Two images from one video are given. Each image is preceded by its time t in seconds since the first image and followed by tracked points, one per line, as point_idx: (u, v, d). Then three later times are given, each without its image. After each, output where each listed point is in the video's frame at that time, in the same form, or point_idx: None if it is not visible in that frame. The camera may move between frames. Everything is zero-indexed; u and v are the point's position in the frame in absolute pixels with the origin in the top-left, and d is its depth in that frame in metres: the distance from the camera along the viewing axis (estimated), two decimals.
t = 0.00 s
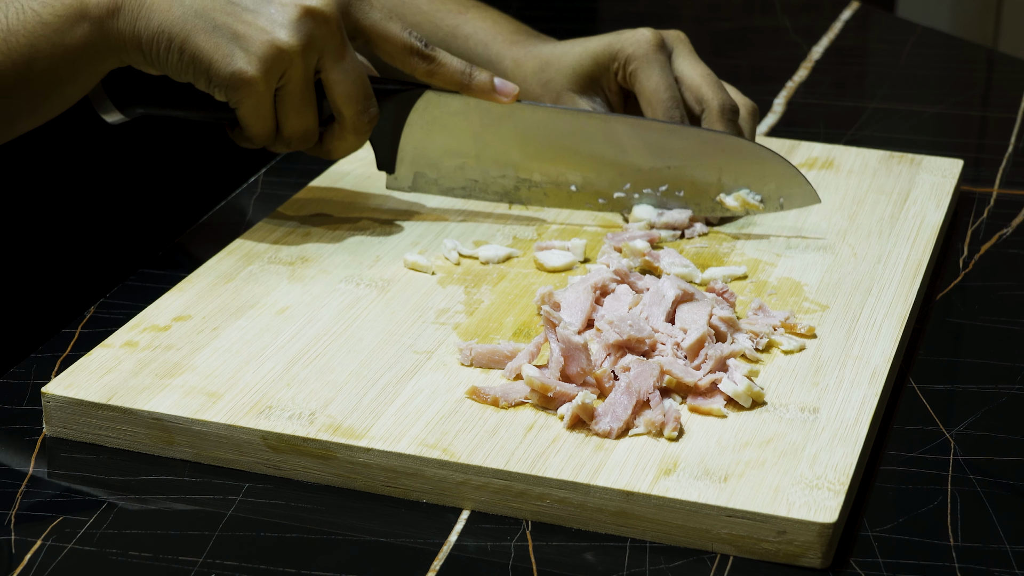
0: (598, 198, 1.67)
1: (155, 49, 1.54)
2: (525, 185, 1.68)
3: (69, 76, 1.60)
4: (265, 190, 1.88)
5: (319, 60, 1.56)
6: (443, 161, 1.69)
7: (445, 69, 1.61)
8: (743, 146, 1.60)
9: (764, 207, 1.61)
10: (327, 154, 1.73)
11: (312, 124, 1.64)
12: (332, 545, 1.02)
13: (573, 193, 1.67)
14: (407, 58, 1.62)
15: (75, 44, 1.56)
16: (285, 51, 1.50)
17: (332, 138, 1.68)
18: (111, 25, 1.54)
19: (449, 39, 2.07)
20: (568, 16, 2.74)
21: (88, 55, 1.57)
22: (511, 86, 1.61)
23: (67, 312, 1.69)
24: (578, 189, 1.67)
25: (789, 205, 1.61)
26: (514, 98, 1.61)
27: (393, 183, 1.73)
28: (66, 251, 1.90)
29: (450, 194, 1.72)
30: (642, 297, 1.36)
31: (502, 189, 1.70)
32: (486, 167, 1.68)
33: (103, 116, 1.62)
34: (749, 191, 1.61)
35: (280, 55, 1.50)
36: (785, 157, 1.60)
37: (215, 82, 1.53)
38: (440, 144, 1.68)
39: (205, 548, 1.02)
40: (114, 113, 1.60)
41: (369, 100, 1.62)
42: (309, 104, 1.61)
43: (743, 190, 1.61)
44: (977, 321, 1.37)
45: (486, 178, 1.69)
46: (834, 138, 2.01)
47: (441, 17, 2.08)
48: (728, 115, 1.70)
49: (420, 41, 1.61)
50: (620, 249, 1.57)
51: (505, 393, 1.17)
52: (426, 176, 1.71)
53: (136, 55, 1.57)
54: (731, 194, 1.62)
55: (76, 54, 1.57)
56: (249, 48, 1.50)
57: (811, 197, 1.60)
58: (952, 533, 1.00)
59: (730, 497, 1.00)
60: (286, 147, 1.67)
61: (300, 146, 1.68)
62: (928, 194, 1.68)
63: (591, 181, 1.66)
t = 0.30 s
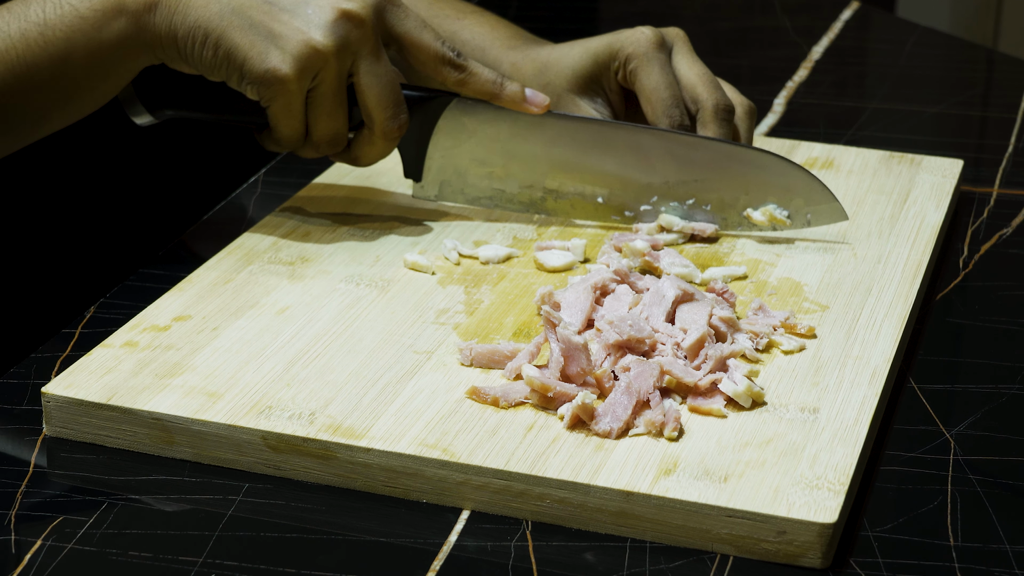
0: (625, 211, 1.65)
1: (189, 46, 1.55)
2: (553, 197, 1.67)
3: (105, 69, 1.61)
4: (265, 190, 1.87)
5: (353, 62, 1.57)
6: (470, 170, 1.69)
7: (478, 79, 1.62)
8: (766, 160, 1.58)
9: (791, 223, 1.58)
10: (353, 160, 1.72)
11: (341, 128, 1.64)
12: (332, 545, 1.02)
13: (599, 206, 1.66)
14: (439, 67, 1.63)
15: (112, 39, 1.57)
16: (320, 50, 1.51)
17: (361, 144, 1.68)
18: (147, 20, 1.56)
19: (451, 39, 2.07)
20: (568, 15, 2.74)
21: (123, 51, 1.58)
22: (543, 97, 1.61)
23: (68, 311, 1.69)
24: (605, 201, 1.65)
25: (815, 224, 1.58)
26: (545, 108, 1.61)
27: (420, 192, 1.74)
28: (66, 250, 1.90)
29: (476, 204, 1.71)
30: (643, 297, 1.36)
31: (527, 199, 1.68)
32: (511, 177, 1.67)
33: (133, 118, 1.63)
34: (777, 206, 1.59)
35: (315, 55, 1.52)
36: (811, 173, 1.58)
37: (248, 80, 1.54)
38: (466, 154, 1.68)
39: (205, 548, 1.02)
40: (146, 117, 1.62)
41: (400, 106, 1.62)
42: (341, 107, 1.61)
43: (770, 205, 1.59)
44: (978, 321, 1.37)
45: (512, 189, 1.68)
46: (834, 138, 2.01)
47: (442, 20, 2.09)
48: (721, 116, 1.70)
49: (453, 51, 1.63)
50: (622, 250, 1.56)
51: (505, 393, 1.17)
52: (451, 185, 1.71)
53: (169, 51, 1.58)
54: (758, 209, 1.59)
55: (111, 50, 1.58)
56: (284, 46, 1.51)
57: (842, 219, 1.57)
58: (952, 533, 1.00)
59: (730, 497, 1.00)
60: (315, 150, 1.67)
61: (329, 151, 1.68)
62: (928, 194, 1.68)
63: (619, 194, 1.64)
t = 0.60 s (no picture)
0: (566, 212, 1.65)
1: (135, 34, 1.52)
2: (493, 198, 1.68)
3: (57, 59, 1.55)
4: (265, 190, 1.88)
5: (302, 61, 1.57)
6: (411, 168, 1.71)
7: (424, 78, 1.60)
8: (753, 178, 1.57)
9: (730, 227, 1.59)
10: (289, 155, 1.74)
11: (284, 125, 1.65)
12: (333, 545, 1.02)
13: (541, 206, 1.66)
14: (384, 67, 1.60)
15: (58, 29, 1.52)
16: (271, 48, 1.51)
17: (299, 141, 1.69)
18: (94, 10, 1.52)
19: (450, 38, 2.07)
20: (568, 15, 2.74)
21: (68, 42, 1.53)
22: (489, 98, 1.60)
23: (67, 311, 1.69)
24: (546, 202, 1.66)
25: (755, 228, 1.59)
26: (491, 109, 1.60)
27: (359, 188, 1.75)
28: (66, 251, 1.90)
29: (416, 202, 1.72)
30: (642, 297, 1.36)
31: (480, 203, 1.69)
32: (454, 177, 1.68)
33: (74, 108, 1.59)
34: (716, 211, 1.60)
35: (266, 52, 1.51)
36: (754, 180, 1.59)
37: (194, 73, 1.52)
38: (410, 152, 1.70)
39: (205, 548, 1.02)
40: (86, 107, 1.59)
41: (343, 106, 1.65)
42: (284, 105, 1.62)
43: (710, 210, 1.60)
44: (978, 321, 1.37)
45: (453, 189, 1.69)
46: (834, 138, 2.01)
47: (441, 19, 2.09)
48: (719, 116, 1.68)
49: (398, 50, 1.60)
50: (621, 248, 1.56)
51: (505, 393, 1.17)
52: (395, 184, 1.72)
53: (117, 39, 1.55)
54: (698, 214, 1.60)
55: (53, 40, 1.52)
56: (234, 41, 1.50)
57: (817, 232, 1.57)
58: (952, 533, 1.00)
59: (730, 497, 1.00)
60: (254, 145, 1.67)
61: (269, 147, 1.68)
62: (928, 194, 1.68)
63: (559, 196, 1.65)
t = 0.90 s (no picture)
0: (592, 214, 1.65)
1: (164, 37, 1.52)
2: (518, 200, 1.67)
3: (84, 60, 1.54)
4: (265, 190, 1.88)
5: (327, 63, 1.55)
6: (435, 171, 1.70)
7: (451, 81, 1.58)
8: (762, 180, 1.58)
9: (757, 230, 1.58)
10: (316, 158, 1.71)
11: (310, 127, 1.63)
12: (333, 545, 1.02)
13: (566, 208, 1.66)
14: (413, 70, 1.58)
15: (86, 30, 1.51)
16: (297, 48, 1.49)
17: (323, 144, 1.67)
18: (122, 12, 1.52)
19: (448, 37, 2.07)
20: (568, 15, 2.74)
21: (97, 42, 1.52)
22: (516, 101, 1.59)
23: (68, 313, 1.69)
24: (571, 205, 1.65)
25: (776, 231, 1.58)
26: (519, 112, 1.59)
27: (386, 191, 1.75)
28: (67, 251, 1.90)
29: (441, 204, 1.72)
30: (643, 297, 1.36)
31: (450, 193, 1.71)
32: (476, 179, 1.67)
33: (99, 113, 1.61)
34: (743, 213, 1.59)
35: (291, 52, 1.49)
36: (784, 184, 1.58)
37: (222, 74, 1.51)
38: (431, 154, 1.69)
39: (205, 547, 1.02)
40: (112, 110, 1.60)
41: (367, 110, 1.62)
42: (311, 107, 1.60)
43: (736, 212, 1.59)
44: (978, 321, 1.37)
45: (480, 190, 1.68)
46: (834, 138, 2.01)
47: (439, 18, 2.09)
48: (715, 114, 1.68)
49: (427, 53, 1.58)
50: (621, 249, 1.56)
51: (505, 393, 1.17)
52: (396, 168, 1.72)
53: (145, 43, 1.55)
54: (725, 216, 1.59)
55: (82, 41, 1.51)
56: (262, 43, 1.48)
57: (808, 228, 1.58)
58: (952, 533, 1.00)
59: (730, 497, 1.00)
60: (280, 147, 1.66)
61: (296, 148, 1.67)
62: (929, 194, 1.68)
63: (585, 198, 1.64)
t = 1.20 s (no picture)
0: (509, 173, 1.51)
1: (32, 19, 1.34)
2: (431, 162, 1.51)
3: None
4: (266, 190, 1.88)
5: (204, 28, 1.35)
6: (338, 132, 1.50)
7: (346, 38, 1.42)
8: (722, 135, 1.50)
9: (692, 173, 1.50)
10: (220, 135, 1.50)
11: (201, 99, 1.41)
12: (332, 545, 1.03)
13: (482, 170, 1.51)
14: (301, 26, 1.41)
15: None
16: (166, 15, 1.30)
17: (223, 115, 1.45)
18: None
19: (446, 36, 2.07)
20: (568, 16, 2.74)
21: None
22: (416, 55, 1.44)
23: (68, 314, 1.69)
24: (486, 164, 1.50)
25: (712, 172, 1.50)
26: (420, 66, 1.44)
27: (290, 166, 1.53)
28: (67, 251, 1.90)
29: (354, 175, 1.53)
30: (643, 297, 1.36)
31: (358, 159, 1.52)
32: (384, 136, 1.50)
33: None
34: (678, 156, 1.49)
35: (161, 20, 1.30)
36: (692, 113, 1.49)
37: (93, 52, 1.32)
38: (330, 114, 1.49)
39: (205, 547, 1.02)
40: None
41: (259, 69, 1.40)
42: (196, 75, 1.38)
43: (672, 156, 1.49)
44: (977, 321, 1.37)
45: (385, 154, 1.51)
46: (834, 138, 2.01)
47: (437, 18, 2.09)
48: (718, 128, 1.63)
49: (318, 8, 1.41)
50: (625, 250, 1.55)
51: (505, 393, 1.17)
52: (327, 158, 1.52)
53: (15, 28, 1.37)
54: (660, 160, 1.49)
55: None
56: (128, 13, 1.29)
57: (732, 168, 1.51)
58: (952, 533, 1.00)
59: (729, 497, 1.00)
60: (176, 127, 1.45)
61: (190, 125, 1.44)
62: (929, 194, 1.68)
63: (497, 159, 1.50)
